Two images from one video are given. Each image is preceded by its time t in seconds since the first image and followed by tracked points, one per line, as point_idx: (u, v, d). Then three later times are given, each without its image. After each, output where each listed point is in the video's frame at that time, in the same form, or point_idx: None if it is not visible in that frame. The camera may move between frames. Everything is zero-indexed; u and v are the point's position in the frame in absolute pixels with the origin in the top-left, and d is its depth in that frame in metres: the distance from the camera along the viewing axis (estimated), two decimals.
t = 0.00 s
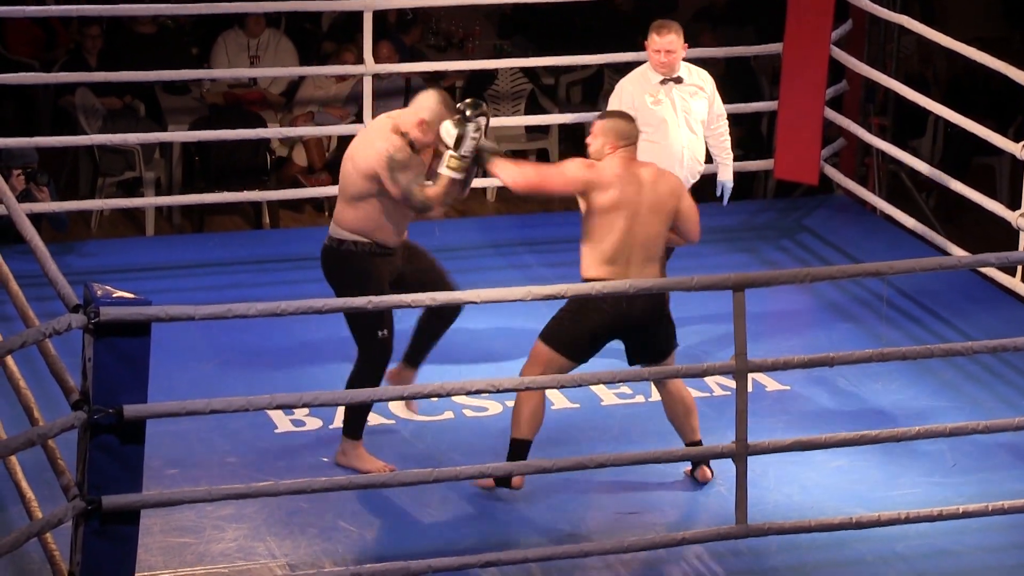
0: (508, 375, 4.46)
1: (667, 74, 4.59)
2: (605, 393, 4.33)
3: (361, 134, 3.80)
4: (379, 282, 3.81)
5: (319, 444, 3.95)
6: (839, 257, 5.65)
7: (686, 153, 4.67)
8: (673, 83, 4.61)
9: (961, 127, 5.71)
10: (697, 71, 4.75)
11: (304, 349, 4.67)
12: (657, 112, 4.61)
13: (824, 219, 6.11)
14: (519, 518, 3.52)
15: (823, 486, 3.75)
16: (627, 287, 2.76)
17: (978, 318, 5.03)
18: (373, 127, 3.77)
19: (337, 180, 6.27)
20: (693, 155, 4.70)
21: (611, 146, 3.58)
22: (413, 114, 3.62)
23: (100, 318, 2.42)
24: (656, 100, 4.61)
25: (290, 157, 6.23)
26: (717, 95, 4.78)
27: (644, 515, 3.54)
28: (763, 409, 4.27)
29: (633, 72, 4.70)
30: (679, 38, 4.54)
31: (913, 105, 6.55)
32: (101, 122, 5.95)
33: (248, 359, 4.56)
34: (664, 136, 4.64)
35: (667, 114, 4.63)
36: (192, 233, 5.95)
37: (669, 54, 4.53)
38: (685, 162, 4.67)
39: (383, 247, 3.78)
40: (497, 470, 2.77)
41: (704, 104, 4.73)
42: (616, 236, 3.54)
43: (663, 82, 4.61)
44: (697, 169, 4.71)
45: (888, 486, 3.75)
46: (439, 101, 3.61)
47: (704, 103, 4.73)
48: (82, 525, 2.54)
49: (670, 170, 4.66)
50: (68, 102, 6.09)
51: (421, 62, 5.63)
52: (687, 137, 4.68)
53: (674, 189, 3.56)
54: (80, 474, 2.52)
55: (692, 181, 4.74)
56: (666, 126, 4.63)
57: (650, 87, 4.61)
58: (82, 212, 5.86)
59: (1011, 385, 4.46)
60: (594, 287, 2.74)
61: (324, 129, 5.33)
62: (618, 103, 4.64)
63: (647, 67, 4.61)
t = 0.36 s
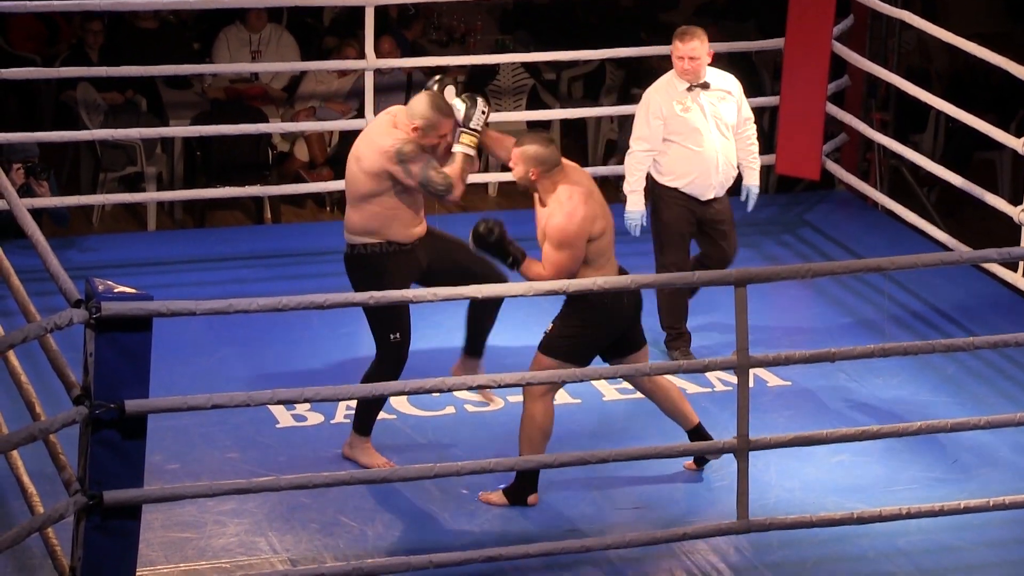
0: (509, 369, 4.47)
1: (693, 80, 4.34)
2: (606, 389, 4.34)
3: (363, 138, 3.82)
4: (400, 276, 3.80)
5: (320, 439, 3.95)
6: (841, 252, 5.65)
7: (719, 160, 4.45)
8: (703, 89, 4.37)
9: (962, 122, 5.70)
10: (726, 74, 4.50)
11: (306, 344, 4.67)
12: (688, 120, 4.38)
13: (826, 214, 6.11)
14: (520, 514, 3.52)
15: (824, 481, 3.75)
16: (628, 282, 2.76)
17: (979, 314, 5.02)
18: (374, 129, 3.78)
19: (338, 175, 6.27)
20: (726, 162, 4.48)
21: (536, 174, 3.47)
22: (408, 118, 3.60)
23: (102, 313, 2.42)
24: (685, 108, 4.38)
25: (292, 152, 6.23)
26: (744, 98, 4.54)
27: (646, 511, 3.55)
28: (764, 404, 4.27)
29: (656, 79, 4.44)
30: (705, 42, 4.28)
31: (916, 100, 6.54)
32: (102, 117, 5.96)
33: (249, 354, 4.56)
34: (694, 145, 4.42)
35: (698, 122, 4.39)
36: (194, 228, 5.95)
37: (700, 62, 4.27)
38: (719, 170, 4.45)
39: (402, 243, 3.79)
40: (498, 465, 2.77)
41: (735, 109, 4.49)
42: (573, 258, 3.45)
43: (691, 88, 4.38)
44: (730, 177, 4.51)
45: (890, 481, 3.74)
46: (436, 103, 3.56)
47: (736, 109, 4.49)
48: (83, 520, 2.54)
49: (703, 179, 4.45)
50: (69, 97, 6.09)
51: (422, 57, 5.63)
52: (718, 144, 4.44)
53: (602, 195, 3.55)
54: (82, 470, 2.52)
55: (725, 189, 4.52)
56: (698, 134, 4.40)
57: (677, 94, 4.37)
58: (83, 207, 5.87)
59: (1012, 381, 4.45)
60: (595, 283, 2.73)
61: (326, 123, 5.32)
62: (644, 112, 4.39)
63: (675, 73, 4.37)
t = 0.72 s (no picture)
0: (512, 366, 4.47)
1: (735, 89, 4.36)
2: (609, 386, 4.34)
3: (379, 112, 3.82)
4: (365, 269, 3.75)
5: (322, 436, 3.95)
6: (844, 249, 5.64)
7: (755, 169, 4.41)
8: (744, 97, 4.38)
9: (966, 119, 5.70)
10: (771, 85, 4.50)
11: (309, 340, 4.67)
12: (727, 126, 4.39)
13: (829, 211, 6.10)
14: (523, 511, 3.52)
15: (827, 478, 3.75)
16: (631, 279, 2.76)
17: (983, 311, 5.02)
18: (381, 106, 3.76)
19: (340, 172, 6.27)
20: (764, 172, 4.43)
21: (629, 148, 3.52)
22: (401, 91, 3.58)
23: (105, 310, 2.42)
24: (725, 115, 4.39)
25: (295, 148, 6.25)
26: (789, 111, 4.51)
27: (649, 508, 3.55)
28: (767, 401, 4.26)
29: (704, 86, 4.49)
30: (748, 52, 4.28)
31: (919, 96, 6.53)
32: (106, 114, 5.96)
33: (252, 351, 4.57)
34: (732, 152, 4.42)
35: (736, 129, 4.40)
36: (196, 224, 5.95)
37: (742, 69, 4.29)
38: (754, 179, 4.41)
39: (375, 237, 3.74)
40: (501, 462, 2.77)
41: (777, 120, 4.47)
42: (609, 230, 3.40)
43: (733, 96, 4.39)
44: (768, 187, 4.45)
45: (893, 478, 3.74)
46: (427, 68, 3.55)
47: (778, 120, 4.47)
48: (86, 517, 2.54)
49: (736, 187, 4.43)
50: (72, 94, 6.10)
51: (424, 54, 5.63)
52: (756, 154, 4.41)
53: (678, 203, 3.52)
54: (85, 466, 2.52)
55: (760, 200, 4.47)
56: (737, 141, 4.40)
57: (718, 102, 4.40)
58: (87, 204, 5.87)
59: (1016, 378, 4.45)
60: (598, 279, 2.73)
61: (329, 120, 5.32)
62: (687, 117, 4.43)
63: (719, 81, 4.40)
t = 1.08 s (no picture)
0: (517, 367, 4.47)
1: (789, 92, 4.35)
2: (615, 386, 4.34)
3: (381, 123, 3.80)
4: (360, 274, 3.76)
5: (328, 436, 3.95)
6: (850, 250, 5.63)
7: (797, 174, 4.41)
8: (797, 101, 4.38)
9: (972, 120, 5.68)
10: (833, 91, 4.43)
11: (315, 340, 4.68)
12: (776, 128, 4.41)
13: (835, 212, 6.09)
14: (528, 511, 3.52)
15: (832, 479, 3.75)
16: (637, 280, 2.76)
17: (989, 312, 5.01)
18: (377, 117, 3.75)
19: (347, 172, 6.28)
20: (808, 178, 4.42)
21: (583, 142, 3.49)
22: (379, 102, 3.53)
23: (111, 309, 2.42)
24: (775, 116, 4.41)
25: (301, 149, 6.28)
26: (846, 118, 4.43)
27: (654, 508, 3.54)
28: (773, 402, 4.26)
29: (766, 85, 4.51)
30: (803, 56, 4.28)
31: (925, 96, 6.52)
32: (112, 114, 5.96)
33: (258, 351, 4.57)
34: (777, 154, 4.43)
35: (783, 131, 4.41)
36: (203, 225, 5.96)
37: (794, 73, 4.28)
38: (795, 184, 4.42)
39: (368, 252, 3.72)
40: (507, 462, 2.77)
41: (831, 128, 4.41)
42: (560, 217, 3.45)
43: (786, 97, 4.40)
44: (810, 195, 4.43)
45: (899, 479, 3.74)
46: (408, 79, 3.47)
47: (832, 128, 4.41)
48: (91, 516, 2.54)
49: (777, 190, 4.45)
50: (79, 95, 6.11)
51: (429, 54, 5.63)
52: (799, 159, 4.41)
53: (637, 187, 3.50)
54: (90, 465, 2.53)
55: (801, 207, 4.45)
56: (782, 144, 4.42)
57: (771, 102, 4.42)
58: (93, 204, 5.88)
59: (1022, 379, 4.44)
60: (604, 279, 2.73)
61: (335, 120, 5.32)
62: (740, 113, 4.49)
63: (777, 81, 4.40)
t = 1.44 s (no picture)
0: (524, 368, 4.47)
1: (807, 88, 4.39)
2: (621, 387, 4.34)
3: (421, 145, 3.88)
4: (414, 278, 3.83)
5: (335, 437, 3.95)
6: (857, 251, 5.63)
7: (809, 170, 4.42)
8: (814, 97, 4.41)
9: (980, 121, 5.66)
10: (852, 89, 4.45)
11: (322, 341, 4.68)
12: (792, 122, 4.45)
13: (842, 213, 6.08)
14: (534, 513, 3.51)
15: (839, 481, 3.74)
16: (644, 281, 2.75)
17: (997, 313, 5.00)
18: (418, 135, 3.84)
19: (354, 172, 6.28)
20: (820, 174, 4.42)
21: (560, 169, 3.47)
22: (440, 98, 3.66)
23: (118, 310, 2.42)
24: (792, 111, 4.45)
25: (308, 149, 6.28)
26: (864, 118, 4.45)
27: (660, 510, 3.54)
28: (780, 403, 4.25)
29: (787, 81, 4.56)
30: (823, 51, 4.28)
31: (933, 97, 6.51)
32: (119, 115, 5.99)
33: (265, 351, 4.58)
34: (791, 149, 4.46)
35: (799, 126, 4.44)
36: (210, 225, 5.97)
37: (812, 68, 4.31)
38: (806, 179, 4.42)
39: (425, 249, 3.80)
40: (514, 463, 2.76)
41: (847, 126, 4.43)
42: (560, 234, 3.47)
43: (805, 93, 4.43)
44: (823, 192, 4.42)
45: (906, 481, 3.73)
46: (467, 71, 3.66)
47: (848, 126, 4.43)
48: (99, 517, 2.54)
49: (789, 186, 4.46)
50: (87, 95, 6.12)
51: (436, 55, 5.63)
52: (812, 155, 4.41)
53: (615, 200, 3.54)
54: (98, 466, 2.53)
55: (813, 205, 4.43)
56: (796, 139, 4.44)
57: (789, 97, 4.46)
58: (101, 204, 5.89)
59: None
60: (611, 281, 2.73)
61: (342, 121, 5.32)
62: (760, 107, 4.55)
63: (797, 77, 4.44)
